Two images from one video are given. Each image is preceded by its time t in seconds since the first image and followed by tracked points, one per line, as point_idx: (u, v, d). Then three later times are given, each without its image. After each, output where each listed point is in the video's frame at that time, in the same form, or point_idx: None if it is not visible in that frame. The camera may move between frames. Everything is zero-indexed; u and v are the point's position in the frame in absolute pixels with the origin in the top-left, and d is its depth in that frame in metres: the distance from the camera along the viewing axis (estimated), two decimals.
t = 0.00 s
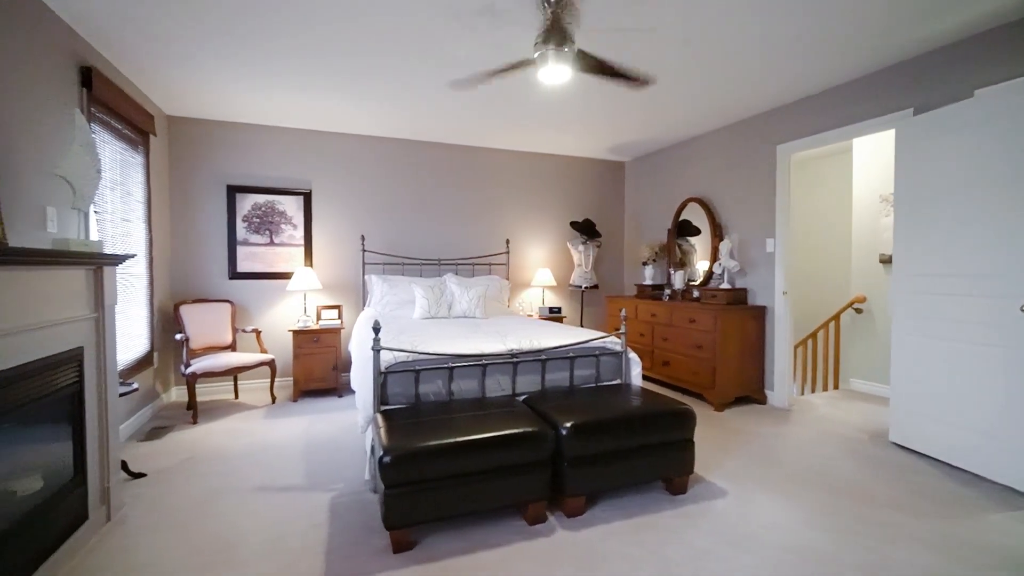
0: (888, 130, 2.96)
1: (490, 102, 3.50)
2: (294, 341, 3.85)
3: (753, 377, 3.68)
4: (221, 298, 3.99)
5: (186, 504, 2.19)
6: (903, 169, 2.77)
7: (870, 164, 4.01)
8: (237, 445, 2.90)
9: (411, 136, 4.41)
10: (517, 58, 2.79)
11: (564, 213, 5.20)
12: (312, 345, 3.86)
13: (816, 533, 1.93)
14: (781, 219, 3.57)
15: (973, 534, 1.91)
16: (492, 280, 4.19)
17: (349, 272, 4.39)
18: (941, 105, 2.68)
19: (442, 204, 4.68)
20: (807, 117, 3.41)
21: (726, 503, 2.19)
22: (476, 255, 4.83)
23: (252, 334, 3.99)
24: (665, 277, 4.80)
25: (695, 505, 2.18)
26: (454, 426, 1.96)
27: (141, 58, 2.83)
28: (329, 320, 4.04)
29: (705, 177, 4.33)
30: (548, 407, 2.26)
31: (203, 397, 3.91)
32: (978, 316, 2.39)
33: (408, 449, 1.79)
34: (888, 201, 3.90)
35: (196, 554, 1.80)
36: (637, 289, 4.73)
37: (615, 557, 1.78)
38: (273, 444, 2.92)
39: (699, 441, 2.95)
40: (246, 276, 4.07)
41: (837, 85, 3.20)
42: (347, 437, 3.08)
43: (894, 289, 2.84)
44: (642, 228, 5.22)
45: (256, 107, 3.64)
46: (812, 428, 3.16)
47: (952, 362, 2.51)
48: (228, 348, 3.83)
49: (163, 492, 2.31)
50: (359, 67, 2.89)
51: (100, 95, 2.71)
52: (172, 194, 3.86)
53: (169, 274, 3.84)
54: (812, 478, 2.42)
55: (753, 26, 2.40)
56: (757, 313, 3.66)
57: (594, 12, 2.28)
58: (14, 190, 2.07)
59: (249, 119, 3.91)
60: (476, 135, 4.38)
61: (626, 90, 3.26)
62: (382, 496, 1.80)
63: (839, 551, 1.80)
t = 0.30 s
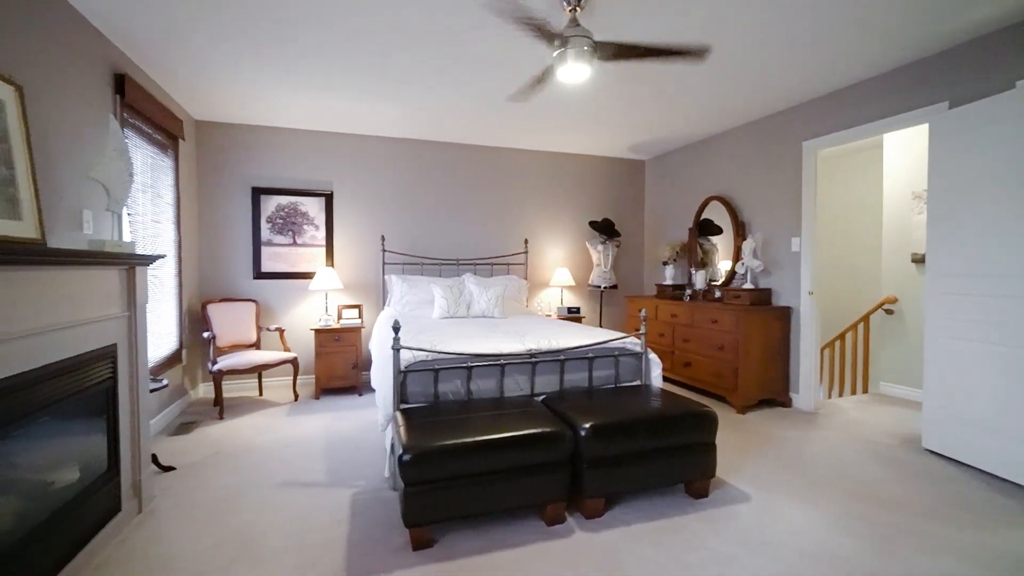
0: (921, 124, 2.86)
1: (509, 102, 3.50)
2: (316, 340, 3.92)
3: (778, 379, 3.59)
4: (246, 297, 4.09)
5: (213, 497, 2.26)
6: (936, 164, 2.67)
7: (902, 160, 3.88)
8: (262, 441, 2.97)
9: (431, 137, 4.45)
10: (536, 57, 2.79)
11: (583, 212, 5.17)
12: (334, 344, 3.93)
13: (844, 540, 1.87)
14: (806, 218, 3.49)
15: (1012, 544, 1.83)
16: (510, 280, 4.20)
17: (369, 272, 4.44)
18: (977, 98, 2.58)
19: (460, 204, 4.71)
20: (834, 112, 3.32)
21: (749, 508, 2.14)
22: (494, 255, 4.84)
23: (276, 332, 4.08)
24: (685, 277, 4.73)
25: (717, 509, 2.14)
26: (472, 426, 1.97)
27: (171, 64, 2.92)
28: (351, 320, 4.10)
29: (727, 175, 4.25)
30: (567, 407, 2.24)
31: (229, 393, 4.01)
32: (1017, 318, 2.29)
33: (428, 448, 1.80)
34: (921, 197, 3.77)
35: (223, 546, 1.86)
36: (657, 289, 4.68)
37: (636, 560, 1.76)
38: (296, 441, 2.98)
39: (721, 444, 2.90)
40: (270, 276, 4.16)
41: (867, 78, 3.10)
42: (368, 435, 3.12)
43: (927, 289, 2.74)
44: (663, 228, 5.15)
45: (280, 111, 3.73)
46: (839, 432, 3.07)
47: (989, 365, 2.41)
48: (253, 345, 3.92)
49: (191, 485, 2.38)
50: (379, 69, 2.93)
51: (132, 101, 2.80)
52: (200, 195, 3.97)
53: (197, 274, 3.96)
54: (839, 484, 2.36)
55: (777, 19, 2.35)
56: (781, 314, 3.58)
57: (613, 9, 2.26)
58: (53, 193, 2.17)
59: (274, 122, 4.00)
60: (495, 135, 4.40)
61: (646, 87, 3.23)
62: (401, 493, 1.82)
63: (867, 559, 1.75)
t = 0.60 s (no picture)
0: (957, 118, 2.75)
1: (528, 101, 3.50)
2: (338, 339, 3.99)
3: (803, 382, 3.50)
4: (270, 296, 4.19)
5: (239, 491, 2.32)
6: (975, 160, 2.56)
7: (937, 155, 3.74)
8: (285, 437, 3.03)
9: (450, 138, 4.47)
10: (555, 56, 2.78)
11: (602, 212, 5.13)
12: (354, 343, 3.99)
13: (874, 549, 1.81)
14: (834, 216, 3.39)
15: None
16: (529, 280, 4.19)
17: (389, 272, 4.49)
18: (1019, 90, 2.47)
19: (479, 204, 4.72)
20: (864, 108, 3.21)
21: (773, 513, 2.10)
22: (512, 255, 4.83)
23: (298, 331, 4.16)
24: (707, 277, 4.65)
25: (740, 514, 2.10)
26: (491, 425, 1.98)
27: (199, 70, 3.00)
28: (371, 319, 4.15)
29: (751, 173, 4.16)
30: (586, 408, 2.23)
31: (254, 390, 4.11)
32: None
33: (447, 446, 1.81)
34: (957, 194, 3.63)
35: (249, 539, 1.90)
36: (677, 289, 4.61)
37: (655, 564, 1.74)
38: (317, 438, 3.03)
39: (744, 448, 2.84)
40: (293, 276, 4.25)
41: (899, 71, 3.00)
42: (387, 432, 3.16)
43: (964, 289, 2.63)
44: (683, 227, 5.08)
45: (303, 114, 3.80)
46: (869, 438, 2.98)
47: None
48: (276, 344, 4.01)
49: (218, 479, 2.44)
50: (399, 70, 2.95)
51: (163, 106, 2.89)
52: (227, 197, 4.08)
53: (223, 273, 4.06)
54: (868, 491, 2.28)
55: (804, 12, 2.29)
56: (807, 315, 3.48)
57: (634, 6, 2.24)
58: (88, 196, 2.25)
59: (297, 125, 4.08)
60: (513, 135, 4.39)
61: (667, 85, 3.18)
62: (421, 492, 1.83)
63: (899, 570, 1.69)
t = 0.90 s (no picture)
0: (998, 111, 2.62)
1: (547, 101, 3.49)
2: (359, 338, 4.05)
3: (829, 385, 3.40)
4: (293, 296, 4.28)
5: (263, 486, 2.37)
6: (1015, 154, 2.45)
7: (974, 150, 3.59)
8: (308, 434, 3.10)
9: (468, 139, 4.49)
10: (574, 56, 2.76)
11: (621, 211, 5.08)
12: (375, 342, 4.04)
13: (906, 559, 1.75)
14: (863, 215, 3.28)
15: None
16: (547, 280, 4.18)
17: (409, 272, 4.54)
18: None
19: (497, 204, 4.73)
20: (895, 102, 3.11)
21: (799, 519, 2.04)
22: (531, 255, 4.83)
23: (320, 330, 4.24)
24: (729, 276, 4.56)
25: (764, 519, 2.05)
26: (509, 425, 1.98)
27: (225, 75, 3.09)
28: (391, 318, 4.21)
29: (775, 171, 4.07)
30: (606, 410, 2.21)
31: (278, 388, 4.21)
32: None
33: (465, 446, 1.82)
34: (996, 190, 3.47)
35: (273, 533, 1.94)
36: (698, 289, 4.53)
37: (676, 568, 1.71)
38: (338, 435, 3.08)
39: (768, 452, 2.78)
40: (316, 276, 4.33)
41: (933, 63, 2.88)
42: (407, 431, 3.19)
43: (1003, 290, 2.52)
44: (705, 226, 4.99)
45: (325, 117, 3.87)
46: (900, 443, 2.88)
47: None
48: (299, 342, 4.09)
49: (244, 474, 2.50)
50: (419, 72, 2.98)
51: (191, 112, 2.98)
52: (252, 199, 4.18)
53: (249, 274, 4.17)
54: (900, 499, 2.21)
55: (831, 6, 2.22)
56: (834, 316, 3.39)
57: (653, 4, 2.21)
58: (121, 200, 2.33)
59: (319, 127, 4.16)
60: (532, 135, 4.39)
61: (688, 82, 3.13)
62: (439, 490, 1.84)
63: None
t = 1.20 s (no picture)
0: None
1: (566, 100, 3.47)
2: (379, 337, 4.10)
3: (858, 388, 3.30)
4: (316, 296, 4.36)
5: (288, 481, 2.42)
6: None
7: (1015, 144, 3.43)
8: (331, 431, 3.15)
9: (487, 139, 4.50)
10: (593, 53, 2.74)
11: (641, 210, 5.02)
12: (395, 341, 4.09)
13: (941, 570, 1.68)
14: (895, 212, 3.17)
15: None
16: (566, 280, 4.16)
17: (428, 273, 4.58)
18: None
19: (516, 204, 4.73)
20: (929, 95, 2.99)
21: (827, 526, 1.98)
22: (550, 255, 4.81)
23: (342, 329, 4.31)
24: (753, 276, 4.46)
25: (789, 526, 2.00)
26: (528, 425, 1.97)
27: (252, 80, 3.16)
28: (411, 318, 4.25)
29: (801, 168, 3.96)
30: (625, 411, 2.18)
31: (301, 386, 4.29)
32: None
33: (484, 445, 1.82)
34: None
35: (296, 527, 1.99)
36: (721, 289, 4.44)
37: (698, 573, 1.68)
38: (359, 433, 3.12)
39: (794, 457, 2.70)
40: (337, 276, 4.40)
41: (970, 54, 2.77)
42: (426, 430, 3.22)
43: None
44: (728, 225, 4.90)
45: (347, 119, 3.93)
46: (935, 450, 2.77)
47: None
48: (321, 341, 4.17)
49: (268, 470, 2.56)
50: (439, 73, 3.00)
51: (219, 116, 3.06)
52: (276, 201, 4.28)
53: (273, 274, 4.27)
54: (934, 507, 2.12)
55: None
56: (864, 317, 3.28)
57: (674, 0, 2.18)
58: (152, 202, 2.41)
59: (341, 130, 4.23)
60: (550, 134, 4.37)
61: (710, 79, 3.08)
62: (459, 489, 1.85)
63: None
